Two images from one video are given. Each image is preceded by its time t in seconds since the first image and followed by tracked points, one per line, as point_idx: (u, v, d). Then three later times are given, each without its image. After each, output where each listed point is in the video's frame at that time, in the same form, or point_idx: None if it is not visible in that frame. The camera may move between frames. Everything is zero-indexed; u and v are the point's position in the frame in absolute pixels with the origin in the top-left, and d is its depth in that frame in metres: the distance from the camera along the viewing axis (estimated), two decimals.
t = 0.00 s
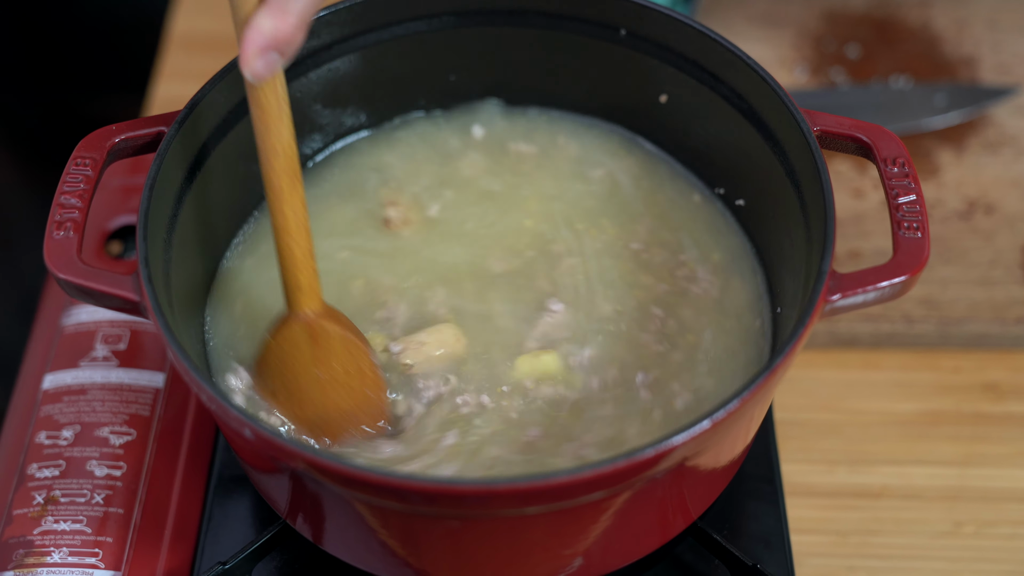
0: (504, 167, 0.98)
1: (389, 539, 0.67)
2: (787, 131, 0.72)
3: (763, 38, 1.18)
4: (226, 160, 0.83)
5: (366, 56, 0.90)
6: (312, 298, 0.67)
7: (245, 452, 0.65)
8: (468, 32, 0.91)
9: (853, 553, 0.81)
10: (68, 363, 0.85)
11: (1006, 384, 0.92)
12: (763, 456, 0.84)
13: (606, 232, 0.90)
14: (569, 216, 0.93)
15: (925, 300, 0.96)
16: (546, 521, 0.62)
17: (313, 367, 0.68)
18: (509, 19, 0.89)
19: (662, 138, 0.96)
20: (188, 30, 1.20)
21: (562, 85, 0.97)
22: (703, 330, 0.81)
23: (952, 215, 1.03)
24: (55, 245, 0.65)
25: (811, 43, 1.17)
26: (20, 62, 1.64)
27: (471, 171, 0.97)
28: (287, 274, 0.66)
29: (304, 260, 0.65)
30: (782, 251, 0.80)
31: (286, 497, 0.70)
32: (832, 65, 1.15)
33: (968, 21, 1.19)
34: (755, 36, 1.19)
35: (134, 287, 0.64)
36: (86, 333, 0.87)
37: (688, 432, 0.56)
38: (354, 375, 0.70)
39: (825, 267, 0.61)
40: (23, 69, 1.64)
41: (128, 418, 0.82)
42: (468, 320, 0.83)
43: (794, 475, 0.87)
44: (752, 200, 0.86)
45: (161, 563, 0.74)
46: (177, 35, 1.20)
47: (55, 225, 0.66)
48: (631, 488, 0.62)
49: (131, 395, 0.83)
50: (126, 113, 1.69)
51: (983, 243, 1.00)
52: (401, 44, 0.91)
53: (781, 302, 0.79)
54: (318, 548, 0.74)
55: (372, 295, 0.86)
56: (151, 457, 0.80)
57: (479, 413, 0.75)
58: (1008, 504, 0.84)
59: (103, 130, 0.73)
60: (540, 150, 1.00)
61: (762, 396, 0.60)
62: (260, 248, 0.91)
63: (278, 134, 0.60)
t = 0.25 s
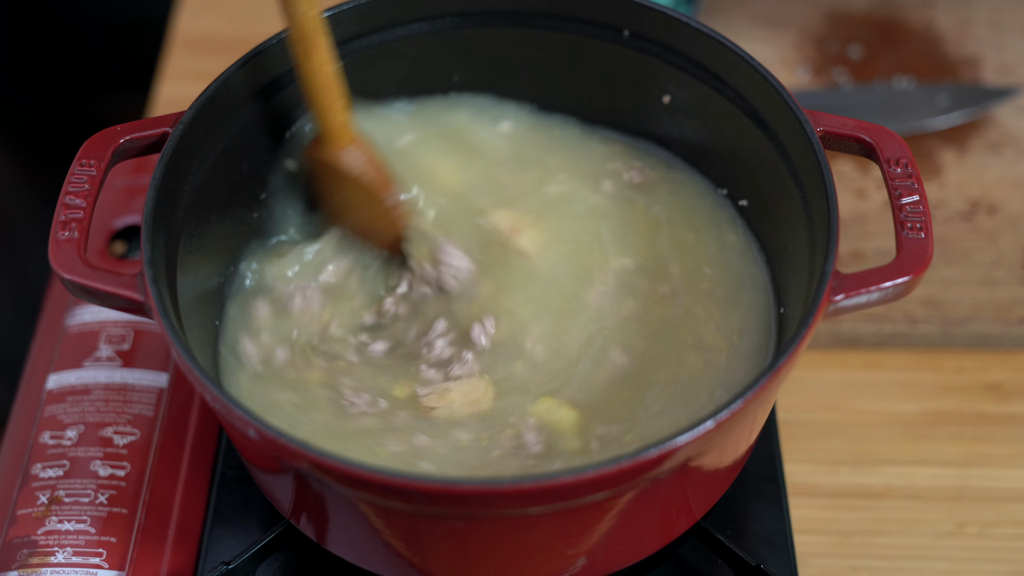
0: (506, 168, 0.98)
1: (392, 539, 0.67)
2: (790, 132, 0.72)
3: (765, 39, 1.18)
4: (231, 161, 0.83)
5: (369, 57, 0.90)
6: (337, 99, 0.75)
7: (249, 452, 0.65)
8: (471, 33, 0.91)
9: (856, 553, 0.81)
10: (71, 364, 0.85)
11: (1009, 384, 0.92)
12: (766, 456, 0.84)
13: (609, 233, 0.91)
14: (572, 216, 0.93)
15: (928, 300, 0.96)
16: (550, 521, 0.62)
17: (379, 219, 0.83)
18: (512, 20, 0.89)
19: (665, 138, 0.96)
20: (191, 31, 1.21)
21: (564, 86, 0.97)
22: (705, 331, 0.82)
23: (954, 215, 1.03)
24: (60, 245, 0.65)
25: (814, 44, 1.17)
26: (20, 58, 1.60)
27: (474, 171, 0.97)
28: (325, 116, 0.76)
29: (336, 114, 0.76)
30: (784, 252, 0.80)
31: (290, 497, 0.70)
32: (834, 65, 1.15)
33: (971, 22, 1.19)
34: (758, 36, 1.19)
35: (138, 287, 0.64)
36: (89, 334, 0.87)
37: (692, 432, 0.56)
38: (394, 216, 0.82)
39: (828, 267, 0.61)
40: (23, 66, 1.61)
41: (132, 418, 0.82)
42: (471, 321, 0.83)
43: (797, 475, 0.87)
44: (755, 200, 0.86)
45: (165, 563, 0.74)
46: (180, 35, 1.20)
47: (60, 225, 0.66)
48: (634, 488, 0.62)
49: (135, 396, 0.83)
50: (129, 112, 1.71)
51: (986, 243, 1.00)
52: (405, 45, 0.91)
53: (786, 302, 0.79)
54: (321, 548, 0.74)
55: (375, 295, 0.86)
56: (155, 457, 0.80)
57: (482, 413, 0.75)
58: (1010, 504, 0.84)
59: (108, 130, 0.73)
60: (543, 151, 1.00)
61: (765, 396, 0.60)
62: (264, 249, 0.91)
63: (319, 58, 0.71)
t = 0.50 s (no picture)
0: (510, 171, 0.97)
1: (396, 542, 0.67)
2: (794, 134, 0.72)
3: (768, 39, 1.18)
4: (233, 163, 0.83)
5: (370, 57, 0.91)
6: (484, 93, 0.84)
7: (252, 454, 0.65)
8: (473, 35, 0.91)
9: (859, 555, 0.81)
10: (74, 365, 0.85)
11: (1012, 386, 0.91)
12: (770, 458, 0.84)
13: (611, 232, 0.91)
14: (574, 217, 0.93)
15: (931, 301, 0.96)
16: (554, 524, 0.62)
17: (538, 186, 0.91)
18: (514, 21, 0.89)
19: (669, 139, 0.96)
20: (193, 32, 1.21)
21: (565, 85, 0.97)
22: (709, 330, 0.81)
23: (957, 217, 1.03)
24: (63, 247, 0.65)
25: (816, 45, 1.17)
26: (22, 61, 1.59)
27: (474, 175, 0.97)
28: (446, 74, 0.81)
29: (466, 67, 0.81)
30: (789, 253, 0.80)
31: (294, 499, 0.70)
32: (837, 66, 1.15)
33: (974, 22, 1.19)
34: (760, 37, 1.19)
35: (141, 289, 0.64)
36: (92, 336, 0.87)
37: (696, 434, 0.56)
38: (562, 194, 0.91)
39: (832, 269, 0.60)
40: (24, 66, 1.60)
41: (135, 420, 0.82)
42: (475, 324, 0.82)
43: (801, 477, 0.86)
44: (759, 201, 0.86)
45: (168, 566, 0.74)
46: (182, 37, 1.20)
47: (63, 227, 0.66)
48: (638, 490, 0.61)
49: (137, 397, 0.83)
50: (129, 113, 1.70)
51: (989, 244, 1.00)
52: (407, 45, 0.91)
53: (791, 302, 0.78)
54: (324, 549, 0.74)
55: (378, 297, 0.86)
56: (158, 458, 0.80)
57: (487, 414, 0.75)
58: (1013, 505, 0.83)
59: (111, 132, 0.73)
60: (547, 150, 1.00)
61: (769, 398, 0.60)
62: (266, 249, 0.91)
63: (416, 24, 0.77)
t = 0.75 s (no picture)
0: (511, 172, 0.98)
1: (398, 548, 0.67)
2: (796, 138, 0.72)
3: (770, 42, 1.18)
4: (234, 167, 0.83)
5: (371, 61, 0.91)
6: (616, 193, 0.77)
7: (253, 459, 0.64)
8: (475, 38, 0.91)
9: (862, 560, 0.81)
10: (74, 369, 0.85)
11: (1015, 389, 0.91)
12: (772, 462, 0.84)
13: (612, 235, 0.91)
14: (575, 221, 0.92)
15: (933, 304, 0.96)
16: (556, 530, 0.62)
17: (679, 282, 0.80)
18: (516, 25, 0.89)
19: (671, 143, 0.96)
20: (194, 34, 1.20)
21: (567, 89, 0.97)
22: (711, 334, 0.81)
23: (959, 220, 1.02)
24: (63, 252, 0.65)
25: (818, 47, 1.17)
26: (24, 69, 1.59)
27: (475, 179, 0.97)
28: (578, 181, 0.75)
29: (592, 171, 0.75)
30: (790, 257, 0.80)
31: (294, 505, 0.70)
32: (838, 69, 1.15)
33: (976, 25, 1.18)
34: (762, 40, 1.19)
35: (142, 294, 0.64)
36: (92, 339, 0.87)
37: (698, 440, 0.56)
38: (734, 284, 0.80)
39: (835, 273, 0.60)
40: (24, 66, 1.61)
41: (136, 424, 0.81)
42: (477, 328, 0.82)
43: (803, 481, 0.86)
44: (761, 205, 0.86)
45: (168, 570, 0.74)
46: (182, 39, 1.20)
47: (64, 231, 0.66)
48: (640, 496, 0.61)
49: (138, 402, 0.83)
50: (126, 113, 1.70)
51: (991, 247, 0.99)
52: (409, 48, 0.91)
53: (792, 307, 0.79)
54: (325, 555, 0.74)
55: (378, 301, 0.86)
56: (158, 463, 0.79)
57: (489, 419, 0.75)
58: (1016, 509, 0.83)
59: (112, 136, 0.73)
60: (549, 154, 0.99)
61: (772, 403, 0.60)
62: (265, 249, 0.91)
63: (540, 115, 0.71)
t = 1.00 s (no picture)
0: (509, 169, 0.98)
1: (397, 552, 0.67)
2: (795, 140, 0.72)
3: (769, 44, 1.18)
4: (232, 170, 0.83)
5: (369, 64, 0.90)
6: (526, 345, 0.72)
7: (250, 463, 0.64)
8: (474, 40, 0.91)
9: (862, 564, 0.80)
10: (71, 373, 0.85)
11: (1015, 392, 0.91)
12: (772, 466, 0.84)
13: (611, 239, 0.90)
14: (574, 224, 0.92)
15: (934, 307, 0.95)
16: (555, 535, 0.61)
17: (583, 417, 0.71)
18: (515, 27, 0.89)
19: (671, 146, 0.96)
20: (192, 36, 1.20)
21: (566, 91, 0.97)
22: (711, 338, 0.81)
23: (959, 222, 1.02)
24: (60, 256, 0.65)
25: (818, 49, 1.17)
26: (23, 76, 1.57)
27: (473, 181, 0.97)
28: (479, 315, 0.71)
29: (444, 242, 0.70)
30: (790, 260, 0.79)
31: (293, 509, 0.69)
32: (838, 71, 1.14)
33: (976, 26, 1.18)
34: (761, 42, 1.18)
35: (139, 299, 0.63)
36: (90, 343, 0.87)
37: (697, 445, 0.55)
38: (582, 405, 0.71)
39: (835, 277, 0.60)
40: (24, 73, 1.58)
41: (133, 429, 0.81)
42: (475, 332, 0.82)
43: (803, 484, 0.86)
44: (760, 208, 0.85)
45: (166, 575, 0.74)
46: (180, 41, 1.20)
47: (60, 235, 0.66)
48: (639, 501, 0.61)
49: (135, 406, 0.83)
50: (122, 115, 1.70)
51: (991, 250, 0.99)
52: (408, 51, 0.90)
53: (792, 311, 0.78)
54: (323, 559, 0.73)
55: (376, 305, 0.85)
56: (155, 468, 0.79)
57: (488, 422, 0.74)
58: (1016, 513, 0.83)
59: (109, 139, 0.72)
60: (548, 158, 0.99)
61: (771, 407, 0.59)
62: (263, 253, 0.91)
63: (441, 239, 0.70)
